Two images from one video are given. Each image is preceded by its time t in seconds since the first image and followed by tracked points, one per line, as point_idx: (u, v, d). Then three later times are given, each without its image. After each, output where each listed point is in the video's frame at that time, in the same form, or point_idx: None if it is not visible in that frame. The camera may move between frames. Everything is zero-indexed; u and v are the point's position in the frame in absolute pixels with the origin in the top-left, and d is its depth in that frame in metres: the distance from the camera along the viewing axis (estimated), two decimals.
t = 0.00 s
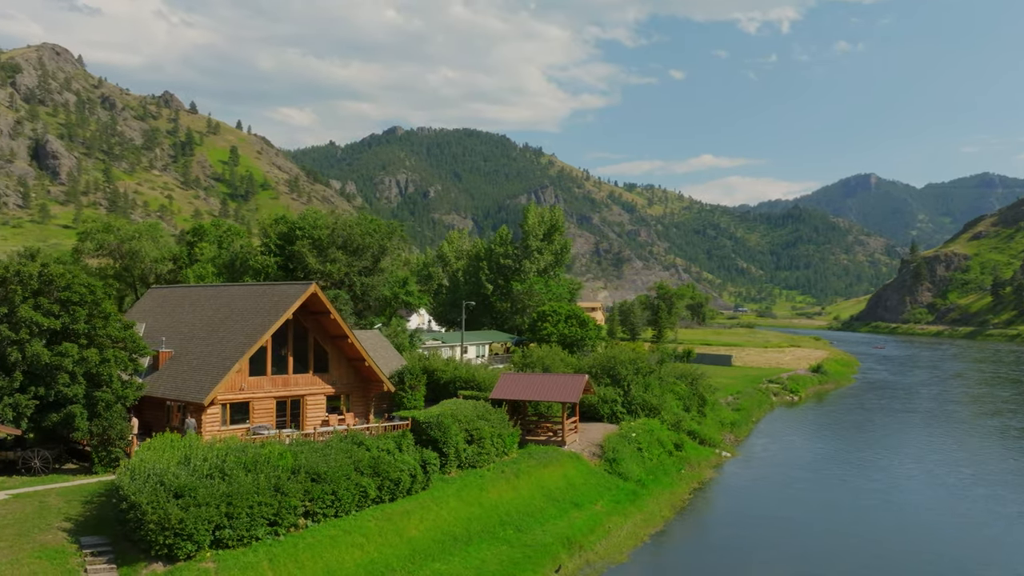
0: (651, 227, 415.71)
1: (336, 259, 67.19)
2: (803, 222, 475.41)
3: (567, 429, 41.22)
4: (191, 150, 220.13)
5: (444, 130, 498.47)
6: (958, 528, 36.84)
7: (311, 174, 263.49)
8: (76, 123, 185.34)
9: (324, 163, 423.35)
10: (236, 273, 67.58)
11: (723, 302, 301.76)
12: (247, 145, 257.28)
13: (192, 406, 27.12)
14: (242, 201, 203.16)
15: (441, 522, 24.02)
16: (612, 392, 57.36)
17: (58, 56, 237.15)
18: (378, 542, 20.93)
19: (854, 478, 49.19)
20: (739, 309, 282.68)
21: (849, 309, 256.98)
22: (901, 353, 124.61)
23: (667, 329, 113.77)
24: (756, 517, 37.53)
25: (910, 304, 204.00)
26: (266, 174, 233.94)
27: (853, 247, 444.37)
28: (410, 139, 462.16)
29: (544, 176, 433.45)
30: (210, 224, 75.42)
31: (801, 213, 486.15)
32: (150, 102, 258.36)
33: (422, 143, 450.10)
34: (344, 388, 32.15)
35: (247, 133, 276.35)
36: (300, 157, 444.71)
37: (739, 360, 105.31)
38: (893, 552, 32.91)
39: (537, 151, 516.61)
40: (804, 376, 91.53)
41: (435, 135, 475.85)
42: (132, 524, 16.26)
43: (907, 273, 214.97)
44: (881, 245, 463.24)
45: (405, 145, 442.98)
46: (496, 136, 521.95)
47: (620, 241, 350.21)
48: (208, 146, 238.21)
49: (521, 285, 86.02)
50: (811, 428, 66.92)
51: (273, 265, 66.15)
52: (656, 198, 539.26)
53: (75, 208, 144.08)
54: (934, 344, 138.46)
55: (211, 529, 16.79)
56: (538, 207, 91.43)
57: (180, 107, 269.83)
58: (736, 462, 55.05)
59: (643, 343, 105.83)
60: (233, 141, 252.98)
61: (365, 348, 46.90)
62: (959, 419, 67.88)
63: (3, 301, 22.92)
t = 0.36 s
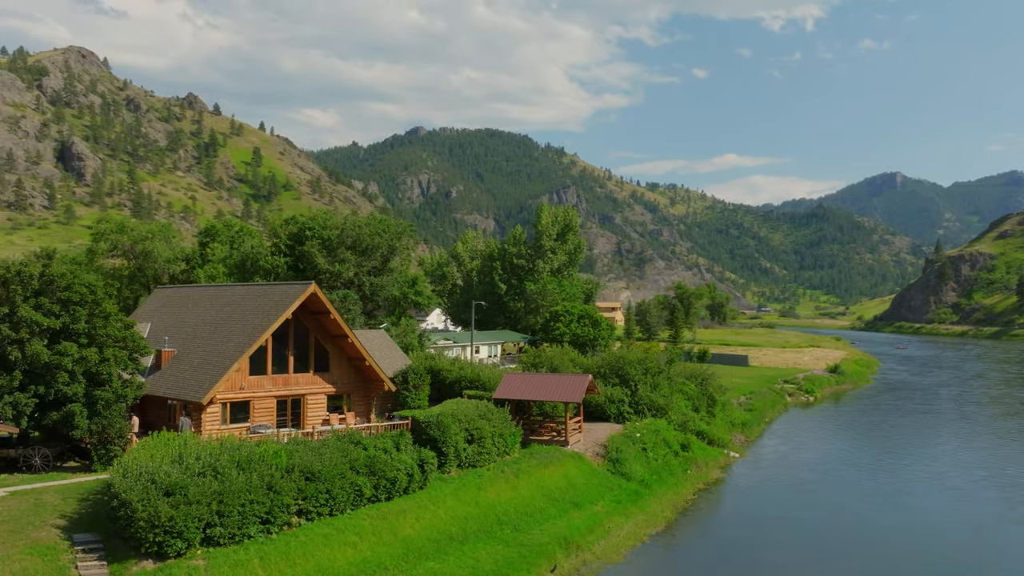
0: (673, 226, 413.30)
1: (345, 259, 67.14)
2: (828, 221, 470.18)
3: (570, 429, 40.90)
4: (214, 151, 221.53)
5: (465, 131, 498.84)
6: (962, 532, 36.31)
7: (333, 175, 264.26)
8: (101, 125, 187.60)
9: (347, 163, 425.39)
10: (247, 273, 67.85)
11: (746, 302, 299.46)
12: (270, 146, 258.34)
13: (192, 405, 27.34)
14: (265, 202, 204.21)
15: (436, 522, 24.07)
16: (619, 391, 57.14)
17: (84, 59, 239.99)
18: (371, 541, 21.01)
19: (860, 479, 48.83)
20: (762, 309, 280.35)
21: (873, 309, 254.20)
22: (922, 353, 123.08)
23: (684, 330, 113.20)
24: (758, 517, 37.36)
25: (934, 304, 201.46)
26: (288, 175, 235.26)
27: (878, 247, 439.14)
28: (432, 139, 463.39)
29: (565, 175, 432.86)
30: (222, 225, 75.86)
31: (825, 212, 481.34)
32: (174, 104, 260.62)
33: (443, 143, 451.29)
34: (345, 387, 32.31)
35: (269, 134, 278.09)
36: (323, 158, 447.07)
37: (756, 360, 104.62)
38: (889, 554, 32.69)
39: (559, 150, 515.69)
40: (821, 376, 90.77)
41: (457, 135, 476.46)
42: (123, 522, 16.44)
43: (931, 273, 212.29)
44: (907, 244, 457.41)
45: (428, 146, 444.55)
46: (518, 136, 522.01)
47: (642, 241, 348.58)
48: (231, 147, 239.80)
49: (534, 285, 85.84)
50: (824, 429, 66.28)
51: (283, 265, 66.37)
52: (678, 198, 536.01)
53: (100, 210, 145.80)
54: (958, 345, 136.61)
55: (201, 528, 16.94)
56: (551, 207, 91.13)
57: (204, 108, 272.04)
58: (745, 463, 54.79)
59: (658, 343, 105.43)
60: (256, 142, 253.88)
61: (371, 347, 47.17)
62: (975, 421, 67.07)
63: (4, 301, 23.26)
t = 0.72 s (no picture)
0: (696, 226, 410.02)
1: (354, 259, 66.78)
2: (853, 221, 464.62)
3: (573, 429, 40.83)
4: (237, 152, 223.07)
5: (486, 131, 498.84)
6: (967, 536, 35.77)
7: (355, 175, 264.69)
8: (126, 127, 189.45)
9: (369, 163, 427.61)
10: (258, 273, 68.19)
11: (769, 302, 296.68)
12: (293, 147, 258.83)
13: (191, 404, 27.57)
14: (288, 203, 205.09)
15: (432, 520, 24.13)
16: (626, 391, 56.96)
17: (110, 61, 242.85)
18: (365, 540, 21.07)
19: (867, 480, 48.58)
20: (785, 309, 278.06)
21: (897, 309, 251.29)
22: (945, 354, 121.44)
23: (701, 330, 112.70)
24: (760, 517, 37.19)
25: (959, 304, 198.69)
26: (311, 175, 236.25)
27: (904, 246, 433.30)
28: (455, 139, 464.60)
29: (587, 175, 432.34)
30: (235, 226, 76.34)
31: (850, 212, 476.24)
32: (199, 106, 262.88)
33: (466, 144, 452.45)
34: (346, 387, 32.46)
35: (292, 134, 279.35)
36: (345, 158, 448.88)
37: (772, 360, 103.96)
38: (895, 557, 32.21)
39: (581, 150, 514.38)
40: (838, 377, 90.05)
41: (480, 136, 477.16)
42: (114, 519, 16.62)
43: (956, 273, 209.48)
44: (933, 244, 450.90)
45: (450, 146, 446.07)
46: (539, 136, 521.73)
47: (664, 241, 346.32)
48: (254, 149, 241.11)
49: (548, 285, 85.73)
50: (838, 430, 65.62)
51: (293, 265, 66.56)
52: (701, 198, 532.29)
53: (124, 211, 147.00)
54: (982, 346, 134.77)
55: (192, 525, 17.12)
56: (565, 207, 90.94)
57: (227, 109, 273.75)
58: (752, 463, 54.62)
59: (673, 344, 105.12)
60: (279, 144, 254.59)
61: (375, 346, 47.24)
62: (991, 423, 66.22)
63: (5, 301, 23.59)
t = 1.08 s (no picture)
0: (719, 226, 406.67)
1: (362, 260, 66.22)
2: (878, 221, 458.96)
3: (575, 429, 40.77)
4: (260, 153, 224.31)
5: (510, 130, 497.33)
6: (973, 539, 35.21)
7: (377, 176, 264.90)
8: (150, 128, 191.05)
9: (391, 163, 429.44)
10: (268, 272, 68.35)
11: (793, 303, 293.77)
12: (315, 148, 258.39)
13: (191, 403, 27.86)
14: (310, 203, 205.71)
15: (428, 520, 24.18)
16: (633, 391, 56.74)
17: (135, 64, 245.19)
18: (358, 539, 21.16)
19: (874, 480, 48.29)
20: (809, 309, 275.41)
21: (923, 309, 248.26)
22: (968, 354, 119.74)
23: (717, 330, 112.12)
24: (763, 518, 36.96)
25: (985, 304, 195.78)
26: (333, 176, 236.86)
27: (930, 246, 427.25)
28: (477, 140, 465.41)
29: (610, 174, 431.47)
30: (247, 226, 76.68)
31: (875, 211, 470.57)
32: (223, 108, 264.75)
33: (488, 144, 453.32)
34: (347, 386, 32.63)
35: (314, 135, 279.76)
36: (368, 159, 450.60)
37: (788, 360, 103.26)
38: (903, 562, 31.65)
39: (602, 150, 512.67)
40: (855, 377, 89.32)
41: (503, 137, 477.56)
42: (104, 516, 16.80)
43: (982, 273, 206.41)
44: (959, 244, 444.15)
45: (472, 146, 447.01)
46: (560, 136, 521.02)
47: (687, 241, 343.91)
48: (277, 150, 242.05)
49: (561, 285, 85.59)
50: (851, 431, 64.97)
51: (303, 265, 66.54)
52: (724, 197, 528.41)
53: (148, 211, 148.02)
54: (1008, 346, 132.63)
55: (183, 523, 17.28)
56: (579, 207, 90.72)
57: (251, 111, 275.05)
58: (760, 464, 54.38)
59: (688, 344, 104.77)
60: (302, 145, 255.31)
61: (380, 346, 47.25)
62: (1007, 425, 65.42)
63: (7, 301, 23.91)
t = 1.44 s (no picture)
0: (744, 226, 402.96)
1: (372, 261, 65.95)
2: (904, 220, 452.94)
3: (577, 429, 40.71)
4: (284, 154, 225.44)
5: (532, 131, 497.02)
6: (976, 542, 34.94)
7: (399, 176, 265.44)
8: (175, 130, 193.02)
9: (414, 164, 430.95)
10: (279, 272, 68.59)
11: (817, 303, 290.83)
12: (338, 149, 259.06)
13: (191, 402, 28.17)
14: (333, 204, 206.28)
15: (424, 518, 24.27)
16: (641, 391, 56.54)
17: (161, 66, 247.62)
18: (352, 537, 21.25)
19: (881, 481, 48.04)
20: (834, 309, 272.52)
21: (950, 309, 244.87)
22: (993, 355, 117.92)
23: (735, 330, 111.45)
24: (766, 518, 36.73)
25: (1012, 305, 192.61)
26: (356, 176, 237.37)
27: (958, 246, 420.74)
28: (500, 140, 465.95)
29: (632, 174, 429.87)
30: (260, 227, 77.13)
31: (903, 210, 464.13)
32: (248, 109, 266.40)
33: (511, 144, 453.73)
34: (348, 385, 32.78)
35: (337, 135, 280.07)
36: (391, 159, 453.11)
37: (805, 361, 102.57)
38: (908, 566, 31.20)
39: (625, 150, 510.20)
40: (872, 377, 88.60)
41: (526, 137, 477.57)
42: (96, 513, 17.00)
43: (1009, 273, 202.99)
44: (987, 244, 436.95)
45: (495, 146, 447.42)
46: (582, 136, 519.86)
47: (711, 241, 341.46)
48: (300, 150, 242.88)
49: (575, 285, 85.47)
50: (865, 433, 64.29)
51: (313, 265, 66.55)
52: (748, 197, 524.15)
53: (172, 212, 149.48)
54: None
55: (174, 521, 17.47)
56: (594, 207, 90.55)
57: (275, 111, 276.80)
58: (768, 464, 54.19)
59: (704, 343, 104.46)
60: (325, 146, 256.12)
61: (385, 345, 47.31)
62: None
63: (9, 301, 24.20)
